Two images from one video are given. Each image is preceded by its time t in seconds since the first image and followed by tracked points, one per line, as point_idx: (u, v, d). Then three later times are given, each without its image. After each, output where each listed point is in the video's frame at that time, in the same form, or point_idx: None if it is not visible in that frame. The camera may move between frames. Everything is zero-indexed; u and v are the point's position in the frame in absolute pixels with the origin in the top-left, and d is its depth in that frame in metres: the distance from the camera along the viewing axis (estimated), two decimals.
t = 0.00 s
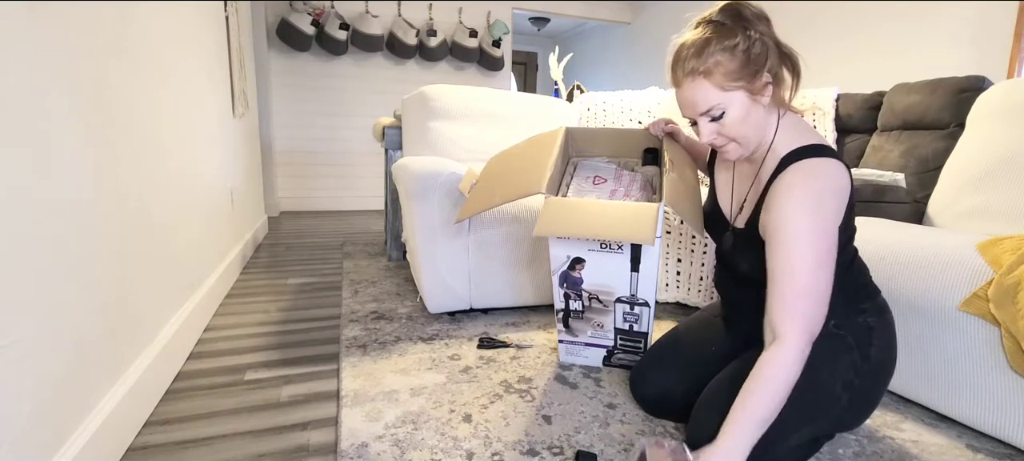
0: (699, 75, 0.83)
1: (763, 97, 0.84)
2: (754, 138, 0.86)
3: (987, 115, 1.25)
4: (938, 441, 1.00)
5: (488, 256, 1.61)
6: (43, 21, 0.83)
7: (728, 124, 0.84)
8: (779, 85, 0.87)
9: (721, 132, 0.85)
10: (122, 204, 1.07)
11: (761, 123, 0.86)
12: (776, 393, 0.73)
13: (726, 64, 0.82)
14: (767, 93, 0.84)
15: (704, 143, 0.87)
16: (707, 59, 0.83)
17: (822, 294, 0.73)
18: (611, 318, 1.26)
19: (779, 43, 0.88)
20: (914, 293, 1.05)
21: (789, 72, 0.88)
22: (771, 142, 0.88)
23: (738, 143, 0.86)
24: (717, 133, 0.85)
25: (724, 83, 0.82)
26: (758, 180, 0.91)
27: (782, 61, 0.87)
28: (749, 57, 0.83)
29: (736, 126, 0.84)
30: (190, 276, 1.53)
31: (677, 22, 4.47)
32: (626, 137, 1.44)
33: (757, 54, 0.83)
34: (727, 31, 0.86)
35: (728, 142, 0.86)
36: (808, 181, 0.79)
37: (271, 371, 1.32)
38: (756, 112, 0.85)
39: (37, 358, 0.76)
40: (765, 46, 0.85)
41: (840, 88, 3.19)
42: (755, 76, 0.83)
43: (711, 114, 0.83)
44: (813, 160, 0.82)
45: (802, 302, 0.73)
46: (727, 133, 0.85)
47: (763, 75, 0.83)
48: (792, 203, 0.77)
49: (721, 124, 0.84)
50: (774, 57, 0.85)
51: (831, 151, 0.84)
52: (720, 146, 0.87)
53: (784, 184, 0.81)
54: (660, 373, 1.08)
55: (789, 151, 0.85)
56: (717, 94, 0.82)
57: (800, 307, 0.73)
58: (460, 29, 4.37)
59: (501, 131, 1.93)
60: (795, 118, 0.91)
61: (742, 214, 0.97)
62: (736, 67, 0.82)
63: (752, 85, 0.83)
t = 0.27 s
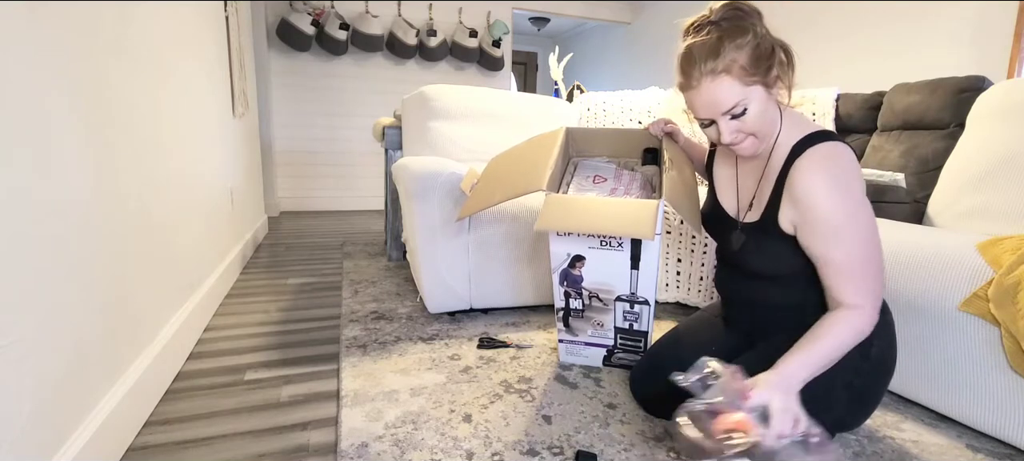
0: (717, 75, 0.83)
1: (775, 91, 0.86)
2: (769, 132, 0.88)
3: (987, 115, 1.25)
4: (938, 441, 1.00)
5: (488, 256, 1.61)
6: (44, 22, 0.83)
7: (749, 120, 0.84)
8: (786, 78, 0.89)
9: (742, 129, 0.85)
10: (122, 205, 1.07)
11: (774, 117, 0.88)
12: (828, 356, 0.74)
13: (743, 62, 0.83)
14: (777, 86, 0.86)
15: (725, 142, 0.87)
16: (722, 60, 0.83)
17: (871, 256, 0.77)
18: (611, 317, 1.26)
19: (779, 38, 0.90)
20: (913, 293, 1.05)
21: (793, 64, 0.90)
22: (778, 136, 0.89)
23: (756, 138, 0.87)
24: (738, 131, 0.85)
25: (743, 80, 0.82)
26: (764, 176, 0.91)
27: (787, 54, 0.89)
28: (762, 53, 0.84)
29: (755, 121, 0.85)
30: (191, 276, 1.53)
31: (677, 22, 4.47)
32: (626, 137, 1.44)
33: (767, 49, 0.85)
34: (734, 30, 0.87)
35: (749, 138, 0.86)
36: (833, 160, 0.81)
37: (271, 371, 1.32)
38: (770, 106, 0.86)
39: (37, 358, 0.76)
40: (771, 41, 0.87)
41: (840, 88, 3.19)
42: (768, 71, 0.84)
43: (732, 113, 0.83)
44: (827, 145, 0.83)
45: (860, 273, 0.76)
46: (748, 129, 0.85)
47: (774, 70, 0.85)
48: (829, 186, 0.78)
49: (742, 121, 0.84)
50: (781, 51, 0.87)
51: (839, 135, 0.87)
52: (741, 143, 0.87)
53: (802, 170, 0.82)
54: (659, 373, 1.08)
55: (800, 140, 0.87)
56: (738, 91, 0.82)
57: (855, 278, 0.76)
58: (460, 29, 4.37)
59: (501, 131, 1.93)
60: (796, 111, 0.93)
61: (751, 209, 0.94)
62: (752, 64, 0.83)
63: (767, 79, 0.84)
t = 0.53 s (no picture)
0: (722, 75, 0.83)
1: (778, 91, 0.87)
2: (773, 131, 0.88)
3: (988, 115, 1.25)
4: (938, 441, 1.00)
5: (489, 256, 1.61)
6: (44, 22, 0.83)
7: (754, 120, 0.85)
8: (789, 77, 0.89)
9: (748, 129, 0.85)
10: (122, 205, 1.07)
11: (778, 117, 0.88)
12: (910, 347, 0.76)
13: (747, 61, 0.83)
14: (781, 86, 0.87)
15: (731, 141, 0.87)
16: (728, 59, 0.84)
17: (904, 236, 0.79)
18: (611, 316, 1.26)
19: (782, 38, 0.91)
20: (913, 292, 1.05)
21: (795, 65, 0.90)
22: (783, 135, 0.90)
23: (761, 138, 0.87)
24: (744, 131, 0.86)
25: (748, 79, 0.83)
26: (772, 175, 0.92)
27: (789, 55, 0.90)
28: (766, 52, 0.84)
29: (760, 120, 0.85)
30: (191, 276, 1.53)
31: (677, 22, 4.47)
32: (626, 137, 1.44)
33: (771, 49, 0.85)
34: (738, 30, 0.87)
35: (754, 138, 0.86)
36: (840, 153, 0.83)
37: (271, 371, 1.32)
38: (774, 106, 0.86)
39: (37, 358, 0.76)
40: (774, 41, 0.87)
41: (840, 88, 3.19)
42: (773, 71, 0.85)
43: (738, 113, 0.84)
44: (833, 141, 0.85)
45: (898, 258, 0.78)
46: (753, 129, 0.85)
47: (778, 69, 0.86)
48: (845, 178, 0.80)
49: (748, 121, 0.84)
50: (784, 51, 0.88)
51: (843, 133, 0.88)
52: (746, 143, 0.87)
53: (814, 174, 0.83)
54: (660, 373, 1.08)
55: (805, 139, 0.87)
56: (744, 90, 0.83)
57: (892, 264, 0.79)
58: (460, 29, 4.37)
59: (501, 131, 1.93)
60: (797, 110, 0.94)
61: (759, 209, 0.94)
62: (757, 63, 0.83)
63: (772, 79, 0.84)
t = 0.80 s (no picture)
0: (731, 78, 0.83)
1: (789, 94, 0.86)
2: (782, 135, 0.88)
3: (988, 115, 1.25)
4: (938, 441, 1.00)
5: (489, 257, 1.62)
6: (44, 22, 0.83)
7: (762, 123, 0.84)
8: (801, 80, 0.89)
9: (755, 132, 0.85)
10: (122, 205, 1.07)
11: (788, 120, 0.87)
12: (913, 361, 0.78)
13: (757, 65, 0.83)
14: (791, 90, 0.86)
15: (738, 144, 0.87)
16: (737, 62, 0.84)
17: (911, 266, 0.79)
18: (611, 316, 1.26)
19: (794, 40, 0.90)
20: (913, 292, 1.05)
21: (808, 67, 0.90)
22: (794, 139, 0.90)
23: (770, 141, 0.87)
24: (752, 134, 0.85)
25: (756, 83, 0.82)
26: (779, 179, 0.92)
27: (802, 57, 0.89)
28: (776, 55, 0.84)
29: (769, 124, 0.85)
30: (191, 276, 1.53)
31: (677, 22, 4.47)
32: (625, 138, 1.44)
33: (782, 52, 0.85)
34: (750, 32, 0.86)
35: (762, 141, 0.86)
36: (857, 167, 0.82)
37: (271, 371, 1.32)
38: (784, 109, 0.86)
39: (37, 358, 0.76)
40: (786, 44, 0.86)
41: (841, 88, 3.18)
42: (783, 74, 0.84)
43: (745, 116, 0.84)
44: (846, 150, 0.84)
45: (899, 284, 0.78)
46: (761, 132, 0.85)
47: (788, 73, 0.85)
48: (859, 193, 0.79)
49: (756, 124, 0.84)
50: (796, 54, 0.87)
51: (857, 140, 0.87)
52: (754, 146, 0.87)
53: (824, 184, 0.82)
54: (660, 373, 1.08)
55: (816, 145, 0.87)
56: (751, 94, 0.82)
57: (892, 289, 0.78)
58: (460, 29, 4.37)
59: (501, 131, 1.93)
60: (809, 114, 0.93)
61: (763, 212, 0.94)
62: (766, 67, 0.83)
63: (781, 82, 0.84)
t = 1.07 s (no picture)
0: (738, 80, 0.83)
1: (798, 98, 0.85)
2: (788, 139, 0.87)
3: (988, 115, 1.25)
4: (938, 441, 1.00)
5: (489, 257, 1.62)
6: (44, 22, 0.83)
7: (768, 127, 0.84)
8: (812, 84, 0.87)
9: (760, 135, 0.85)
10: (122, 205, 1.07)
11: (796, 125, 0.87)
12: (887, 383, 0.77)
13: (765, 68, 0.82)
14: (801, 94, 0.85)
15: (742, 147, 0.87)
16: (745, 63, 0.83)
17: (895, 293, 0.77)
18: (611, 316, 1.26)
19: (808, 42, 0.89)
20: (913, 292, 1.05)
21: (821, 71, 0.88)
22: (800, 145, 0.89)
23: (775, 145, 0.86)
24: (757, 137, 0.85)
25: (763, 86, 0.82)
26: (785, 182, 0.91)
27: (815, 60, 0.88)
28: (787, 58, 0.83)
29: (775, 128, 0.84)
30: (191, 276, 1.53)
31: (677, 22, 4.47)
32: (626, 137, 1.44)
33: (793, 55, 0.84)
34: (761, 33, 0.86)
35: (766, 145, 0.86)
36: (863, 178, 0.80)
37: (271, 371, 1.32)
38: (792, 113, 0.85)
39: (37, 358, 0.76)
40: (798, 46, 0.86)
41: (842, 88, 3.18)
42: (793, 77, 0.84)
43: (750, 119, 0.83)
44: (853, 158, 0.83)
45: (883, 304, 0.77)
46: (766, 136, 0.85)
47: (798, 76, 0.84)
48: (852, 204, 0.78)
49: (761, 128, 0.84)
50: (808, 56, 0.86)
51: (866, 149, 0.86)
52: (758, 149, 0.87)
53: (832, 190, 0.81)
54: (660, 374, 1.08)
55: (823, 152, 0.86)
56: (758, 97, 0.82)
57: (875, 308, 0.77)
58: (460, 29, 4.37)
59: (501, 131, 1.93)
60: (820, 118, 0.92)
61: (767, 215, 0.94)
62: (775, 70, 0.82)
63: (790, 86, 0.83)
